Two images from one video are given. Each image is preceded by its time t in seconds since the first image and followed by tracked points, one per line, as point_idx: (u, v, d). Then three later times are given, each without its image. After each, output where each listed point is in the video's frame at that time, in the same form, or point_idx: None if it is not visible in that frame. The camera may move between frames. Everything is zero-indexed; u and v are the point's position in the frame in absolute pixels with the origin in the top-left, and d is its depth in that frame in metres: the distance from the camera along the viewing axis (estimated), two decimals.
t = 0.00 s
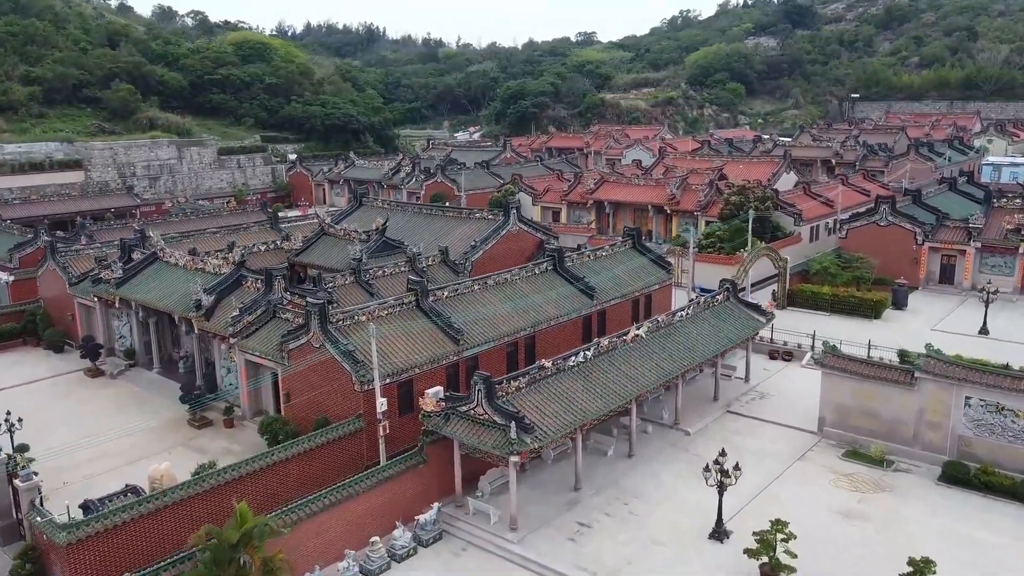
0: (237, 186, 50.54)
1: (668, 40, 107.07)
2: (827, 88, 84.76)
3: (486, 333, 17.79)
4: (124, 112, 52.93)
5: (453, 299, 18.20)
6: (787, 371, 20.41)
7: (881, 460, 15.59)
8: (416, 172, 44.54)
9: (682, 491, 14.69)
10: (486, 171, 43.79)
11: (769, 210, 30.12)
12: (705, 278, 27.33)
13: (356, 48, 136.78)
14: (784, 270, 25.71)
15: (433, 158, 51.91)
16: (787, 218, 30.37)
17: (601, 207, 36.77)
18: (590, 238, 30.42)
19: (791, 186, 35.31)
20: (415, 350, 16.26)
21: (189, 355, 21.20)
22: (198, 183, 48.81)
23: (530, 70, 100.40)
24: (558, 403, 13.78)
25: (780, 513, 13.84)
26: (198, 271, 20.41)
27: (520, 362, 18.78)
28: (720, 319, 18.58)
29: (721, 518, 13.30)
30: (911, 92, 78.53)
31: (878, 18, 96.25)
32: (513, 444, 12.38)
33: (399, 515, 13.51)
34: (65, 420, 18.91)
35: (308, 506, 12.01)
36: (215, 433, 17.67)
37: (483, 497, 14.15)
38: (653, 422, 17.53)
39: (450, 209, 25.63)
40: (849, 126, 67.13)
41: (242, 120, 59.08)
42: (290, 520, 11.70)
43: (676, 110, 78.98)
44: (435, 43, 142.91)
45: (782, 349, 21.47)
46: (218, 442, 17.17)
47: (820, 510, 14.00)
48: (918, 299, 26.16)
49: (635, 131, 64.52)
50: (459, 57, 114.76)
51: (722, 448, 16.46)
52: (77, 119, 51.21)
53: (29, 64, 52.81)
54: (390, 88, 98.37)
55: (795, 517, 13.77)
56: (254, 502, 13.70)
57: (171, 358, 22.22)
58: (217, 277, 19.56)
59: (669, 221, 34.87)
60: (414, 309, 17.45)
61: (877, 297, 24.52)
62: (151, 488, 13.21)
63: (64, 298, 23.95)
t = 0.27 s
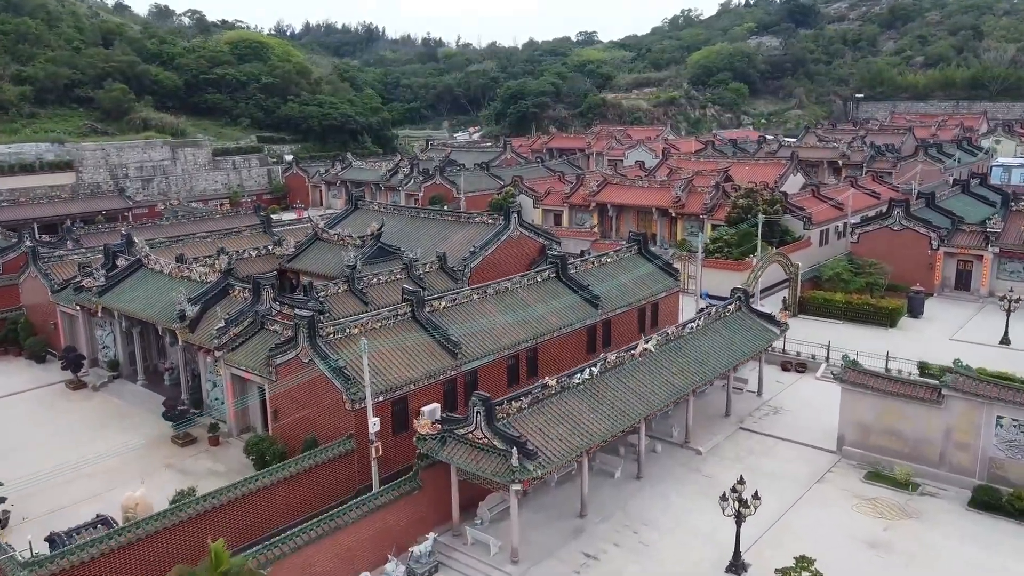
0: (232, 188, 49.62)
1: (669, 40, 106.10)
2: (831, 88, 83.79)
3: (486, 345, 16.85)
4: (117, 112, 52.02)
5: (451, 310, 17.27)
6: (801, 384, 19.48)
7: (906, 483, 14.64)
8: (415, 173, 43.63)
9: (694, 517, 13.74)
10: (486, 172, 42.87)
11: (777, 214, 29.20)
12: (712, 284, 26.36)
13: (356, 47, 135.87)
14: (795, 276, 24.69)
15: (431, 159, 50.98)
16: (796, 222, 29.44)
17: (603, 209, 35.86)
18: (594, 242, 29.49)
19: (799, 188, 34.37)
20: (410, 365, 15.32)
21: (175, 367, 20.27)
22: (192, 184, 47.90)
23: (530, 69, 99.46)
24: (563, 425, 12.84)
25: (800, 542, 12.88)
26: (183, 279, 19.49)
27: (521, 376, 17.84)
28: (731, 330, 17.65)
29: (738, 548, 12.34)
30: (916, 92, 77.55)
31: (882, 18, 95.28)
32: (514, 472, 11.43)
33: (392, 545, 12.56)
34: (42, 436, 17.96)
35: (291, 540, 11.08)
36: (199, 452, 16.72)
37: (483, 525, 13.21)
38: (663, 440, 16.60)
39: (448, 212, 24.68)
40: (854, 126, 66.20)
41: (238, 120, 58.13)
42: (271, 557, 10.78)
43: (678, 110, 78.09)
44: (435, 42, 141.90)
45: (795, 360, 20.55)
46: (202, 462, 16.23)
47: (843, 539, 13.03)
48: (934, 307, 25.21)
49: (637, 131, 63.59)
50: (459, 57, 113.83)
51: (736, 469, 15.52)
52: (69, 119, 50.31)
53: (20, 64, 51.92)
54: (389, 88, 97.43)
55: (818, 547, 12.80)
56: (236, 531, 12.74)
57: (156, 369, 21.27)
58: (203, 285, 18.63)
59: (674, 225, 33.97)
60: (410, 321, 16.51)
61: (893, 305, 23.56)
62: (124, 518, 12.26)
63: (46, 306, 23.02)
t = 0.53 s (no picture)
0: (227, 190, 48.74)
1: (671, 40, 105.20)
2: (835, 88, 82.89)
3: (486, 359, 15.90)
4: (110, 112, 51.16)
5: (449, 321, 16.35)
6: (817, 399, 18.55)
7: (934, 509, 13.69)
8: (413, 174, 42.77)
9: (708, 547, 12.79)
10: (486, 174, 41.98)
11: (786, 218, 28.30)
12: (720, 291, 25.39)
13: (355, 47, 135.02)
14: (807, 282, 23.52)
15: (430, 160, 50.12)
16: (806, 226, 28.54)
17: (606, 212, 35.03)
18: (597, 247, 28.56)
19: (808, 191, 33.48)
20: (405, 384, 14.39)
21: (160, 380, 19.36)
22: (186, 186, 47.00)
23: (530, 69, 98.59)
24: (568, 450, 11.91)
25: None
26: (168, 289, 18.57)
27: (524, 391, 16.90)
28: (745, 343, 16.72)
29: None
30: (921, 92, 76.62)
31: (886, 17, 94.39)
32: (516, 505, 10.49)
33: None
34: (17, 454, 17.01)
35: None
36: (182, 474, 15.78)
37: (482, 557, 12.27)
38: (672, 460, 15.68)
39: (446, 217, 23.75)
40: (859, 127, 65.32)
41: (234, 120, 57.25)
42: None
43: (681, 110, 77.28)
44: (434, 42, 140.97)
45: (809, 373, 19.65)
46: (185, 485, 15.32)
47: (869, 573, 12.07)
48: (951, 315, 24.27)
49: (639, 132, 62.72)
50: (459, 56, 113.05)
51: (751, 493, 14.58)
52: (61, 120, 49.45)
53: (12, 63, 51.08)
54: (388, 87, 96.57)
55: None
56: (216, 566, 11.82)
57: (141, 383, 20.34)
58: (188, 295, 17.69)
59: (679, 228, 33.12)
60: (405, 334, 15.58)
61: (909, 314, 22.64)
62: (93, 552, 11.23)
63: (27, 315, 22.11)
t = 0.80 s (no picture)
0: (221, 192, 47.84)
1: (672, 39, 104.34)
2: (839, 88, 82.01)
3: (486, 376, 14.97)
4: (103, 113, 50.25)
5: (446, 335, 15.44)
6: (834, 416, 17.65)
7: (965, 539, 12.77)
8: (411, 176, 41.88)
9: None
10: (486, 176, 41.10)
11: (796, 223, 27.41)
12: (729, 299, 24.50)
13: (354, 46, 134.21)
14: (820, 292, 22.72)
15: (429, 161, 49.23)
16: (816, 230, 27.70)
17: (609, 215, 34.13)
18: (601, 253, 27.67)
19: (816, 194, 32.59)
20: (399, 404, 13.46)
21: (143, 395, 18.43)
22: (180, 189, 46.11)
23: (531, 69, 97.73)
24: (574, 481, 10.98)
25: None
26: (150, 299, 17.60)
27: (525, 409, 15.99)
28: (760, 358, 15.80)
29: None
30: (926, 93, 75.73)
31: (890, 17, 93.51)
32: (518, 545, 9.54)
33: None
34: None
35: None
36: (162, 497, 14.85)
37: None
38: (683, 484, 14.74)
39: (444, 222, 22.83)
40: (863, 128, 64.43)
41: (229, 121, 56.36)
42: None
43: (683, 111, 76.42)
44: (434, 41, 140.10)
45: (825, 387, 18.75)
46: (164, 511, 14.38)
47: None
48: (969, 324, 23.35)
49: (641, 132, 61.86)
50: (458, 56, 112.21)
51: (769, 520, 13.63)
52: (53, 120, 48.56)
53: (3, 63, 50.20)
54: (387, 87, 95.70)
55: None
56: None
57: (124, 397, 19.36)
58: (171, 306, 16.75)
59: (684, 233, 32.24)
60: (400, 350, 14.65)
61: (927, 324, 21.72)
62: None
63: (6, 324, 21.18)
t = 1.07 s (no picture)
0: (216, 194, 46.94)
1: (674, 39, 103.45)
2: (843, 89, 81.11)
3: (485, 395, 14.02)
4: (95, 114, 49.35)
5: (443, 351, 14.52)
6: (853, 434, 16.73)
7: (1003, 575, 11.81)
8: (410, 178, 40.98)
9: None
10: (486, 178, 40.17)
11: (807, 227, 26.49)
12: (739, 308, 23.60)
13: (354, 46, 133.37)
14: (834, 301, 21.81)
15: (428, 163, 48.34)
16: (827, 235, 26.81)
17: (612, 219, 33.24)
18: (605, 259, 26.74)
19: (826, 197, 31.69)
20: (392, 427, 12.53)
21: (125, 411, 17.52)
22: (174, 191, 45.18)
23: (531, 69, 96.81)
24: (581, 517, 10.02)
25: None
26: (131, 310, 16.67)
27: (527, 428, 15.05)
28: (776, 375, 14.87)
29: None
30: (931, 93, 74.78)
31: (894, 16, 92.59)
32: None
33: None
34: None
35: None
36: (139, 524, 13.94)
37: None
38: (696, 511, 13.82)
39: (442, 227, 21.90)
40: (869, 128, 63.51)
41: (225, 122, 55.45)
42: None
43: (685, 111, 75.56)
44: (433, 41, 139.21)
45: (842, 403, 17.86)
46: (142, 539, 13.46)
47: None
48: (988, 334, 22.41)
49: (643, 133, 60.99)
50: (458, 56, 111.35)
51: (789, 551, 12.70)
52: (44, 121, 47.67)
53: None
54: (386, 87, 94.81)
55: None
56: None
57: (106, 413, 18.47)
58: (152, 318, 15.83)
59: (690, 237, 31.34)
60: (393, 368, 13.73)
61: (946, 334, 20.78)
62: None
63: None
